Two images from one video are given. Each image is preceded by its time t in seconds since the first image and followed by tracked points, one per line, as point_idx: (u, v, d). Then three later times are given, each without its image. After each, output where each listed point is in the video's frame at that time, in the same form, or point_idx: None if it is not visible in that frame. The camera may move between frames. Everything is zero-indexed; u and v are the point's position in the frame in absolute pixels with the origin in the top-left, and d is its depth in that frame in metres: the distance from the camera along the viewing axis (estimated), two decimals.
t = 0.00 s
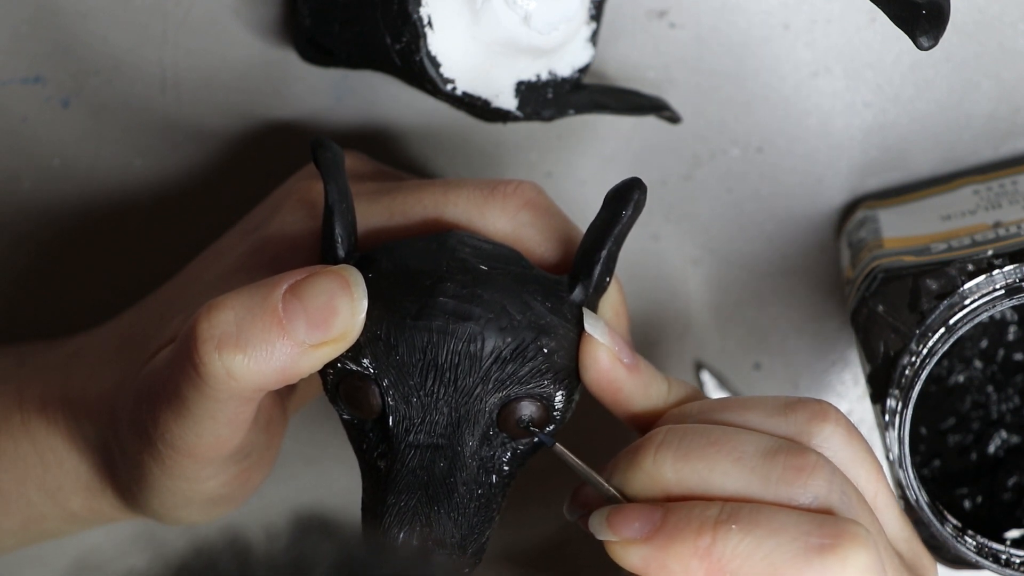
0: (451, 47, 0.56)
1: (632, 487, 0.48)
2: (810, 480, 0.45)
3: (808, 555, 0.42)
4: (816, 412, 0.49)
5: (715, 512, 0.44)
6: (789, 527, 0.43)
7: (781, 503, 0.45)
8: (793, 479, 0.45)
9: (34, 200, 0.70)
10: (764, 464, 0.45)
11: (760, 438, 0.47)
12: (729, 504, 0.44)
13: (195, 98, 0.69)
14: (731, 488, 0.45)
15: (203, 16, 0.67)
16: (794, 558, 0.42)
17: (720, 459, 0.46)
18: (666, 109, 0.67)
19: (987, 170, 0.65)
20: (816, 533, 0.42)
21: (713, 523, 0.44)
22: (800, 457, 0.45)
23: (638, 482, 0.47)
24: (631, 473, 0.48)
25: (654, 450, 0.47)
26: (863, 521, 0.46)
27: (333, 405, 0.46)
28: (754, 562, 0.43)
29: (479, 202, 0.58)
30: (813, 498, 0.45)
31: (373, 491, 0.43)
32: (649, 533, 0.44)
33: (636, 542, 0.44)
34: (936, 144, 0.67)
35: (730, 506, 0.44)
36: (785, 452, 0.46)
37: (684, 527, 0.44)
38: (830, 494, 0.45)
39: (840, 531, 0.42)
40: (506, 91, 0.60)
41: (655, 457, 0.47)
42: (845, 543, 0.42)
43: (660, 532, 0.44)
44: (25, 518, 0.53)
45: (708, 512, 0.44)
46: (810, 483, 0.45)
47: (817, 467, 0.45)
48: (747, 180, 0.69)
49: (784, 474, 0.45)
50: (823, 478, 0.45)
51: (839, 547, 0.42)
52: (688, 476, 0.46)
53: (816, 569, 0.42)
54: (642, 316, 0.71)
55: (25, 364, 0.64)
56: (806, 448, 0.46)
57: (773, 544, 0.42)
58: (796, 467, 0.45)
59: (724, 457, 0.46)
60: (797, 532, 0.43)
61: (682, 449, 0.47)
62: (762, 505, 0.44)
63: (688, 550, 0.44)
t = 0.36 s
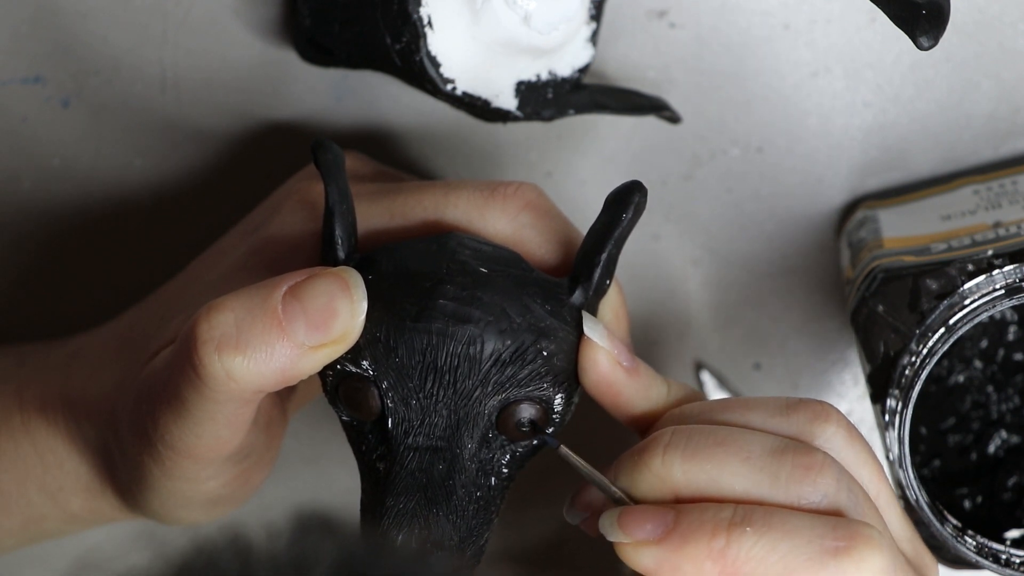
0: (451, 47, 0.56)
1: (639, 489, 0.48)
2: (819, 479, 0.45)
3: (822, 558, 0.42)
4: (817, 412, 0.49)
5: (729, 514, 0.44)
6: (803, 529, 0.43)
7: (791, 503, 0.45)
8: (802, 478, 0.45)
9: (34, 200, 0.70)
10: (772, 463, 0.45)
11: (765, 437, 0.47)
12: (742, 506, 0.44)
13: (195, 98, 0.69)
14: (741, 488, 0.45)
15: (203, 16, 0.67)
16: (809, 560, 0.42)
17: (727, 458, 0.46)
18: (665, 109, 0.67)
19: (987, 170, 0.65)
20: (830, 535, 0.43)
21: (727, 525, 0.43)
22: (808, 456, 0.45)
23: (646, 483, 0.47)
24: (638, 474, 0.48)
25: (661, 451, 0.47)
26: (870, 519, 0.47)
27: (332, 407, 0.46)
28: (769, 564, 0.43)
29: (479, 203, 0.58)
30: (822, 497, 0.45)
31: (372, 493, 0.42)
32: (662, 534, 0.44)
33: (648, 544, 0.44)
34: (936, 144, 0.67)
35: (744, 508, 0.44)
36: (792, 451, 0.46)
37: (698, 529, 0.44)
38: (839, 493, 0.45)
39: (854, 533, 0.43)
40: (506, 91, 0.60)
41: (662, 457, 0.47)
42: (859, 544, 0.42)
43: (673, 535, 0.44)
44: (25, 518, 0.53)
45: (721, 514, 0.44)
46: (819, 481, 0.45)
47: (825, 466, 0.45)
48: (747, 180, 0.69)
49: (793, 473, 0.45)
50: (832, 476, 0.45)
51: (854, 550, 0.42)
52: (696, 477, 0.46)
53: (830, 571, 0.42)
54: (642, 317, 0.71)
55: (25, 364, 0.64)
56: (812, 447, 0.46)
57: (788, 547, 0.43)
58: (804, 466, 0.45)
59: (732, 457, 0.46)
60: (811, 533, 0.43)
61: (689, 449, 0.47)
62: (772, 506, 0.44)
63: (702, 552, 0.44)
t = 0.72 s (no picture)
0: (451, 47, 0.56)
1: (630, 487, 0.47)
2: (810, 477, 0.45)
3: (813, 554, 0.42)
4: (812, 411, 0.49)
5: (721, 510, 0.44)
6: (794, 526, 0.43)
7: (782, 501, 0.45)
8: (794, 476, 0.45)
9: (34, 200, 0.70)
10: (763, 462, 0.46)
11: (758, 436, 0.47)
12: (733, 503, 0.44)
13: (195, 98, 0.69)
14: (732, 487, 0.45)
15: (203, 16, 0.67)
16: (800, 556, 0.42)
17: (719, 457, 0.46)
18: (666, 110, 0.67)
19: (987, 170, 0.65)
20: (821, 532, 0.43)
21: (719, 521, 0.43)
22: (799, 455, 0.46)
23: (637, 481, 0.47)
24: (629, 472, 0.47)
25: (653, 450, 0.47)
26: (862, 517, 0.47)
27: (333, 407, 0.46)
28: (760, 561, 0.43)
29: (479, 203, 0.58)
30: (813, 495, 0.45)
31: (372, 492, 0.42)
32: (654, 530, 0.44)
33: (641, 539, 0.44)
34: (936, 144, 0.67)
35: (735, 505, 0.44)
36: (783, 450, 0.46)
37: (689, 525, 0.44)
38: (830, 491, 0.45)
39: (845, 530, 0.43)
40: (506, 91, 0.60)
41: (654, 455, 0.47)
42: (850, 539, 0.42)
43: (665, 531, 0.44)
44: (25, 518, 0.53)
45: (713, 511, 0.44)
46: (810, 480, 0.45)
47: (816, 464, 0.45)
48: (747, 180, 0.69)
49: (784, 471, 0.45)
50: (823, 475, 0.45)
51: (845, 546, 0.42)
52: (688, 475, 0.46)
53: (821, 567, 0.42)
54: (642, 317, 0.70)
55: (25, 364, 0.64)
56: (804, 446, 0.46)
57: (779, 543, 0.43)
58: (795, 465, 0.45)
59: (724, 456, 0.46)
60: (802, 530, 0.43)
61: (681, 449, 0.47)
62: (764, 504, 0.44)
63: (694, 548, 0.44)
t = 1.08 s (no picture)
0: (451, 47, 0.56)
1: (624, 486, 0.47)
2: (802, 474, 0.45)
3: (802, 548, 0.42)
4: (808, 408, 0.49)
5: (710, 507, 0.44)
6: (783, 520, 0.43)
7: (774, 497, 0.45)
8: (786, 473, 0.45)
9: (34, 200, 0.70)
10: (755, 460, 0.46)
11: (751, 434, 0.47)
12: (723, 499, 0.44)
13: (195, 98, 0.69)
14: (723, 484, 0.45)
15: (203, 16, 0.67)
16: (789, 551, 0.42)
17: (712, 455, 0.46)
18: (666, 109, 0.67)
19: (987, 170, 0.65)
20: (809, 525, 0.43)
21: (708, 518, 0.44)
22: (792, 452, 0.46)
23: (630, 481, 0.47)
24: (623, 471, 0.48)
25: (646, 448, 0.47)
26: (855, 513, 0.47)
27: (332, 404, 0.46)
28: (749, 556, 0.43)
29: (478, 200, 0.58)
30: (805, 492, 0.45)
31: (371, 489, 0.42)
32: (644, 529, 0.44)
33: (631, 538, 0.44)
34: (936, 144, 0.67)
35: (725, 501, 0.44)
36: (776, 448, 0.46)
37: (679, 522, 0.44)
38: (823, 487, 0.45)
39: (833, 523, 0.43)
40: (506, 91, 0.60)
41: (647, 454, 0.47)
42: (839, 533, 0.42)
43: (654, 529, 0.44)
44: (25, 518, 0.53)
45: (702, 507, 0.44)
46: (802, 477, 0.45)
47: (808, 461, 0.45)
48: (747, 180, 0.69)
49: (776, 469, 0.45)
50: (815, 472, 0.45)
51: (834, 539, 0.42)
52: (680, 473, 0.46)
53: (810, 562, 0.42)
54: (642, 315, 0.70)
55: (25, 364, 0.64)
56: (798, 443, 0.46)
57: (767, 538, 0.42)
58: (788, 462, 0.45)
59: (717, 454, 0.46)
60: (791, 524, 0.43)
61: (673, 448, 0.47)
62: (754, 500, 0.44)
63: (684, 544, 0.44)
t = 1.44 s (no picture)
0: (451, 47, 0.56)
1: (629, 485, 0.47)
2: (806, 474, 0.45)
3: (805, 547, 0.42)
4: (812, 406, 0.49)
5: (713, 507, 0.44)
6: (786, 520, 0.43)
7: (777, 496, 0.45)
8: (790, 472, 0.45)
9: (34, 200, 0.70)
10: (759, 459, 0.46)
11: (755, 433, 0.47)
12: (726, 498, 0.44)
13: (195, 97, 0.69)
14: (727, 482, 0.45)
15: (203, 16, 0.67)
16: (792, 551, 0.42)
17: (716, 454, 0.46)
18: (666, 109, 0.66)
19: (987, 170, 0.65)
20: (813, 525, 0.43)
21: (711, 517, 0.43)
22: (796, 451, 0.46)
23: (634, 480, 0.47)
24: (627, 470, 0.47)
25: (650, 446, 0.47)
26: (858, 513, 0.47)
27: (332, 403, 0.46)
28: (752, 556, 0.43)
29: (478, 200, 0.58)
30: (809, 491, 0.45)
31: (371, 489, 0.43)
32: (647, 529, 0.44)
33: (634, 538, 0.44)
34: (936, 144, 0.67)
35: (727, 501, 0.44)
36: (781, 447, 0.46)
37: (681, 522, 0.44)
38: (826, 486, 0.45)
39: (837, 523, 0.43)
40: (506, 91, 0.60)
41: (651, 452, 0.47)
42: (842, 532, 0.42)
43: (657, 529, 0.44)
44: (25, 518, 0.53)
45: (705, 506, 0.44)
46: (806, 476, 0.45)
47: (813, 461, 0.45)
48: (748, 180, 0.69)
49: (780, 468, 0.45)
50: (819, 471, 0.45)
51: (837, 539, 0.42)
52: (684, 472, 0.46)
53: (814, 561, 0.42)
54: (642, 316, 0.70)
55: (24, 364, 0.64)
56: (801, 442, 0.46)
57: (770, 537, 0.43)
58: (792, 462, 0.45)
59: (721, 452, 0.46)
60: (794, 523, 0.43)
61: (677, 446, 0.47)
62: (757, 498, 0.44)
63: (686, 545, 0.43)
